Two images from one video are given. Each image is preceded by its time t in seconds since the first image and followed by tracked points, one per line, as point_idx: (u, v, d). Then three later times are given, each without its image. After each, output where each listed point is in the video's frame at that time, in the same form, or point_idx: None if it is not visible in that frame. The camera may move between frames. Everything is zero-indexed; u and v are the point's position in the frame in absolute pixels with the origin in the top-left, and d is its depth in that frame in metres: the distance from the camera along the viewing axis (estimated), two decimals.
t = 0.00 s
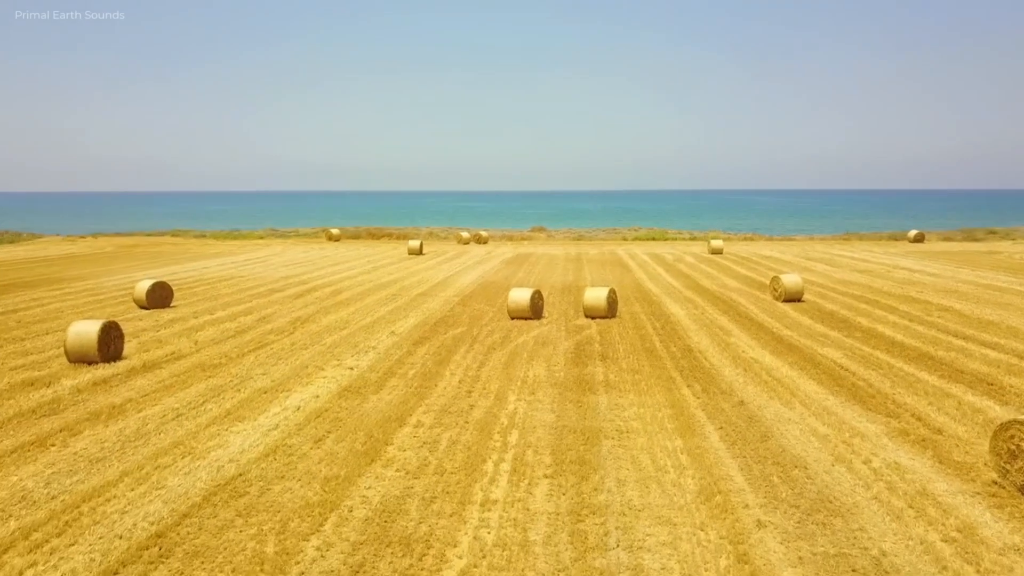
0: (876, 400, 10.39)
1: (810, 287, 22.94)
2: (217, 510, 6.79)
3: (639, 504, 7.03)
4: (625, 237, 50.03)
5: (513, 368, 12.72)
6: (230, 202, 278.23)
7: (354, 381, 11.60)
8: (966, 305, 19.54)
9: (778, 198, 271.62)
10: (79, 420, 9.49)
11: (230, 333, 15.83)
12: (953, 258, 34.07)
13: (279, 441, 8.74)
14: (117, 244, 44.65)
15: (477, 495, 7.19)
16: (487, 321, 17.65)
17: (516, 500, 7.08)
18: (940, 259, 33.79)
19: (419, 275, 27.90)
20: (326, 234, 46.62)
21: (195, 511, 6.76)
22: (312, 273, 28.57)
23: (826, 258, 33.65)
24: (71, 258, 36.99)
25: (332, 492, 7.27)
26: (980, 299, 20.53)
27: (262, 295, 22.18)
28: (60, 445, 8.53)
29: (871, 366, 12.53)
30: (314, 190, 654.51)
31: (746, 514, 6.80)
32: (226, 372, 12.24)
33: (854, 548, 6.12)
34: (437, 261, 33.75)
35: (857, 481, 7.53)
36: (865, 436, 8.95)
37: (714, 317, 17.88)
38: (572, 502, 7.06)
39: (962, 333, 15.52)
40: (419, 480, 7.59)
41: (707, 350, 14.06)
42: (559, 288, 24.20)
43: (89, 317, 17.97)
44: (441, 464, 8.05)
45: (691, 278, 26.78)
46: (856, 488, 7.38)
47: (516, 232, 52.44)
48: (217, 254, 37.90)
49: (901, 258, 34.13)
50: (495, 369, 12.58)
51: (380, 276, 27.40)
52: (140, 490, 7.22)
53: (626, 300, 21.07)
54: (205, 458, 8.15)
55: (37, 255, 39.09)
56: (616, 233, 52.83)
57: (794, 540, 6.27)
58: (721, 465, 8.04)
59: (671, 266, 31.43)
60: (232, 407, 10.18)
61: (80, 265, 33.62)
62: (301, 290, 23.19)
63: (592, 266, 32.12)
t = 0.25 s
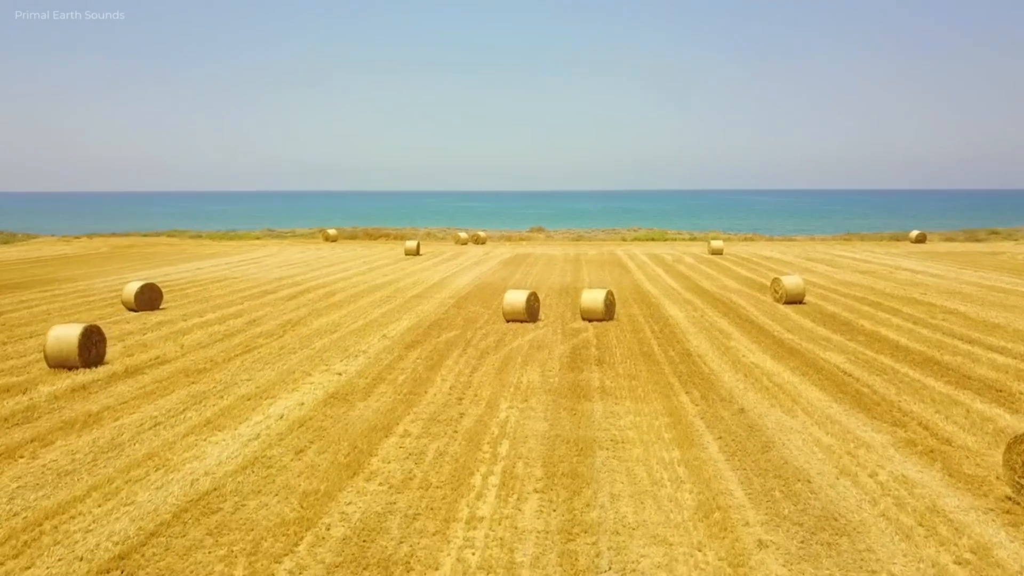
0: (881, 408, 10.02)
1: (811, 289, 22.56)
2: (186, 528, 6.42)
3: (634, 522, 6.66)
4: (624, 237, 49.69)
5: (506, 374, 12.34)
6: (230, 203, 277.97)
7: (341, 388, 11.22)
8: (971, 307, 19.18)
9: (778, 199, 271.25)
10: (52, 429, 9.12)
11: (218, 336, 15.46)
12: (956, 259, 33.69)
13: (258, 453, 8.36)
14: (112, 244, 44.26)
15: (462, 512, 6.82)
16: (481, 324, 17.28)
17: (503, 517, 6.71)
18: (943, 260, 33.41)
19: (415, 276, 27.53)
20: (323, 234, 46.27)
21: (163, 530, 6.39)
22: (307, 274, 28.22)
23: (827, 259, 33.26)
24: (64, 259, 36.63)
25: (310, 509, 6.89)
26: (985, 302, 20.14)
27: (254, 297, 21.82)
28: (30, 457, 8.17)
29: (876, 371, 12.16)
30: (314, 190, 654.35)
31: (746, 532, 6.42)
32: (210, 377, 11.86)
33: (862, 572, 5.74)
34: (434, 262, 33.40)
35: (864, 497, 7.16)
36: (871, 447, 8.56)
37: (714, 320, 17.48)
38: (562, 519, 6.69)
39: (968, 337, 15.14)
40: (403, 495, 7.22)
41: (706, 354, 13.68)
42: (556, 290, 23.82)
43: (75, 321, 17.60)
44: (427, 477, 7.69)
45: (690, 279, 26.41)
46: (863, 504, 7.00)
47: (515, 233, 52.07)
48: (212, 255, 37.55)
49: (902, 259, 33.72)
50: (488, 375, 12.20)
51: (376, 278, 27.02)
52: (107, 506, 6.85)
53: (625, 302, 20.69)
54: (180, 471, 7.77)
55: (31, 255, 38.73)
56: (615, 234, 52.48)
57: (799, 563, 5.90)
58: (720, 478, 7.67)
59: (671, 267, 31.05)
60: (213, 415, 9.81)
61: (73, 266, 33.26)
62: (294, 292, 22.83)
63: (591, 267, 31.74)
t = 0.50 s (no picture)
0: (887, 417, 9.64)
1: (813, 291, 22.18)
2: (152, 550, 6.04)
3: (627, 542, 6.29)
4: (624, 237, 49.31)
5: (499, 380, 11.96)
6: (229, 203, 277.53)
7: (327, 395, 10.84)
8: (976, 310, 18.81)
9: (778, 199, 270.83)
10: (21, 440, 8.73)
11: (205, 340, 15.07)
12: (958, 260, 33.34)
13: (235, 466, 7.98)
14: (106, 245, 43.85)
15: (446, 531, 6.45)
16: (476, 327, 16.90)
17: (489, 537, 6.34)
18: (945, 261, 33.05)
19: (411, 278, 27.13)
20: (319, 235, 45.86)
21: (127, 551, 6.01)
22: (301, 275, 27.82)
23: (828, 260, 32.90)
24: (57, 260, 36.23)
25: (285, 528, 6.51)
26: (990, 304, 19.78)
27: (246, 299, 21.43)
28: None
29: (880, 377, 11.79)
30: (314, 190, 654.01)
31: (747, 555, 6.05)
32: (193, 384, 11.48)
33: None
34: (430, 263, 33.03)
35: (870, 514, 6.78)
36: (877, 460, 8.18)
37: (714, 323, 17.11)
38: (552, 540, 6.31)
39: (974, 341, 14.76)
40: (384, 512, 6.84)
41: (705, 359, 13.31)
42: (554, 292, 23.45)
43: (60, 323, 17.21)
44: (411, 492, 7.31)
45: (690, 280, 26.04)
46: (870, 522, 6.63)
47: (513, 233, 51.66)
48: (207, 256, 37.15)
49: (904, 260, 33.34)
50: (480, 381, 11.82)
51: (370, 279, 26.65)
52: (70, 525, 6.47)
53: (623, 304, 20.31)
54: (151, 485, 7.40)
55: (24, 256, 38.33)
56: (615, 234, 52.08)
57: None
58: (719, 494, 7.30)
59: (670, 268, 30.67)
60: (192, 424, 9.43)
61: (65, 267, 32.85)
62: (287, 294, 22.44)
63: (589, 268, 31.37)
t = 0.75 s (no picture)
0: (893, 426, 9.27)
1: (814, 293, 21.81)
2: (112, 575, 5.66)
3: (620, 565, 5.91)
4: (623, 238, 48.95)
5: (491, 386, 11.58)
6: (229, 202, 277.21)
7: (312, 403, 10.45)
8: (981, 312, 18.44)
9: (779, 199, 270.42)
10: None
11: (191, 344, 14.69)
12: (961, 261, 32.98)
13: (210, 480, 7.60)
14: (102, 245, 43.48)
15: (428, 552, 6.07)
16: (469, 331, 16.51)
17: (473, 559, 5.96)
18: (948, 262, 32.69)
19: (407, 279, 26.76)
20: (316, 235, 45.47)
21: None
22: (296, 276, 27.44)
23: (830, 261, 32.55)
24: (50, 261, 35.85)
25: (257, 549, 6.14)
26: (995, 306, 19.41)
27: (237, 301, 21.04)
28: None
29: (885, 384, 11.40)
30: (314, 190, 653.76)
31: None
32: (174, 391, 11.09)
33: None
34: (427, 264, 32.66)
35: (877, 534, 6.40)
36: (884, 473, 7.80)
37: (713, 326, 16.73)
38: (540, 562, 5.94)
39: (980, 345, 14.38)
40: (363, 532, 6.46)
41: (704, 364, 12.93)
42: (551, 293, 23.06)
43: (45, 326, 16.84)
44: (392, 509, 6.94)
45: (689, 282, 25.67)
46: (878, 543, 6.25)
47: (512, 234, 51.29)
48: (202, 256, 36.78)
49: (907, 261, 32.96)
50: (471, 388, 11.44)
51: (365, 280, 26.28)
52: (28, 546, 6.09)
53: (621, 306, 19.93)
54: (119, 501, 7.02)
55: (17, 257, 37.96)
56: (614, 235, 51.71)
57: None
58: (718, 511, 6.91)
59: (670, 269, 30.30)
60: (169, 434, 9.04)
61: (58, 268, 32.48)
62: (280, 296, 22.06)
63: (587, 269, 31.00)
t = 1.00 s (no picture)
0: (900, 437, 8.87)
1: (816, 295, 21.41)
2: None
3: None
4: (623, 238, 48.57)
5: (482, 393, 11.20)
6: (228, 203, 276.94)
7: (296, 411, 10.08)
8: (986, 315, 18.04)
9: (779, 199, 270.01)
10: None
11: (177, 349, 14.31)
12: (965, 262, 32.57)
13: (182, 495, 7.23)
14: (97, 245, 43.15)
15: None
16: (463, 334, 16.13)
17: None
18: (951, 262, 32.29)
19: (402, 281, 26.38)
20: (313, 236, 45.14)
21: None
22: (290, 278, 27.07)
23: (831, 262, 32.16)
24: (44, 262, 35.50)
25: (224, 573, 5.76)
26: (1000, 309, 19.01)
27: (228, 303, 20.67)
28: None
29: (890, 391, 11.01)
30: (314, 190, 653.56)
31: None
32: (154, 398, 10.72)
33: None
34: (424, 265, 32.29)
35: (886, 556, 6.01)
36: (891, 488, 7.42)
37: (713, 329, 16.33)
38: None
39: (987, 350, 13.98)
40: (338, 554, 6.08)
41: (703, 370, 12.54)
42: (548, 295, 22.69)
43: (30, 330, 16.47)
44: (371, 528, 6.56)
45: (689, 283, 25.29)
46: (886, 566, 5.86)
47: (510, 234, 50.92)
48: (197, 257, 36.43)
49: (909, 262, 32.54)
50: (462, 395, 11.05)
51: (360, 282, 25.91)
52: None
53: (619, 309, 19.54)
54: (84, 519, 6.64)
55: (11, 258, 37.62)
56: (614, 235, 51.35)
57: None
58: (716, 530, 6.53)
59: (669, 270, 29.92)
60: (144, 445, 8.67)
61: (51, 269, 32.14)
62: (272, 298, 21.69)
63: (586, 270, 30.63)
